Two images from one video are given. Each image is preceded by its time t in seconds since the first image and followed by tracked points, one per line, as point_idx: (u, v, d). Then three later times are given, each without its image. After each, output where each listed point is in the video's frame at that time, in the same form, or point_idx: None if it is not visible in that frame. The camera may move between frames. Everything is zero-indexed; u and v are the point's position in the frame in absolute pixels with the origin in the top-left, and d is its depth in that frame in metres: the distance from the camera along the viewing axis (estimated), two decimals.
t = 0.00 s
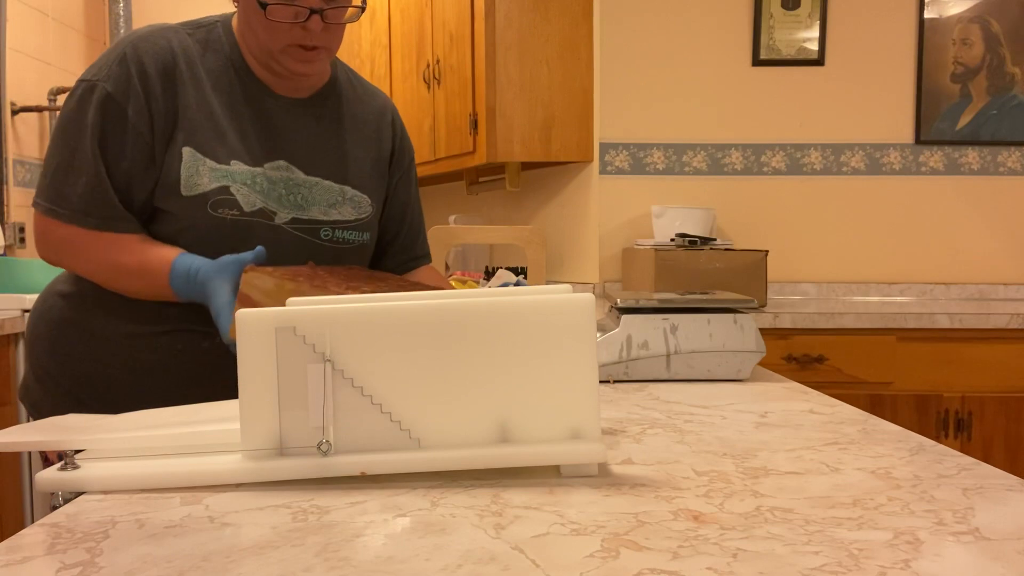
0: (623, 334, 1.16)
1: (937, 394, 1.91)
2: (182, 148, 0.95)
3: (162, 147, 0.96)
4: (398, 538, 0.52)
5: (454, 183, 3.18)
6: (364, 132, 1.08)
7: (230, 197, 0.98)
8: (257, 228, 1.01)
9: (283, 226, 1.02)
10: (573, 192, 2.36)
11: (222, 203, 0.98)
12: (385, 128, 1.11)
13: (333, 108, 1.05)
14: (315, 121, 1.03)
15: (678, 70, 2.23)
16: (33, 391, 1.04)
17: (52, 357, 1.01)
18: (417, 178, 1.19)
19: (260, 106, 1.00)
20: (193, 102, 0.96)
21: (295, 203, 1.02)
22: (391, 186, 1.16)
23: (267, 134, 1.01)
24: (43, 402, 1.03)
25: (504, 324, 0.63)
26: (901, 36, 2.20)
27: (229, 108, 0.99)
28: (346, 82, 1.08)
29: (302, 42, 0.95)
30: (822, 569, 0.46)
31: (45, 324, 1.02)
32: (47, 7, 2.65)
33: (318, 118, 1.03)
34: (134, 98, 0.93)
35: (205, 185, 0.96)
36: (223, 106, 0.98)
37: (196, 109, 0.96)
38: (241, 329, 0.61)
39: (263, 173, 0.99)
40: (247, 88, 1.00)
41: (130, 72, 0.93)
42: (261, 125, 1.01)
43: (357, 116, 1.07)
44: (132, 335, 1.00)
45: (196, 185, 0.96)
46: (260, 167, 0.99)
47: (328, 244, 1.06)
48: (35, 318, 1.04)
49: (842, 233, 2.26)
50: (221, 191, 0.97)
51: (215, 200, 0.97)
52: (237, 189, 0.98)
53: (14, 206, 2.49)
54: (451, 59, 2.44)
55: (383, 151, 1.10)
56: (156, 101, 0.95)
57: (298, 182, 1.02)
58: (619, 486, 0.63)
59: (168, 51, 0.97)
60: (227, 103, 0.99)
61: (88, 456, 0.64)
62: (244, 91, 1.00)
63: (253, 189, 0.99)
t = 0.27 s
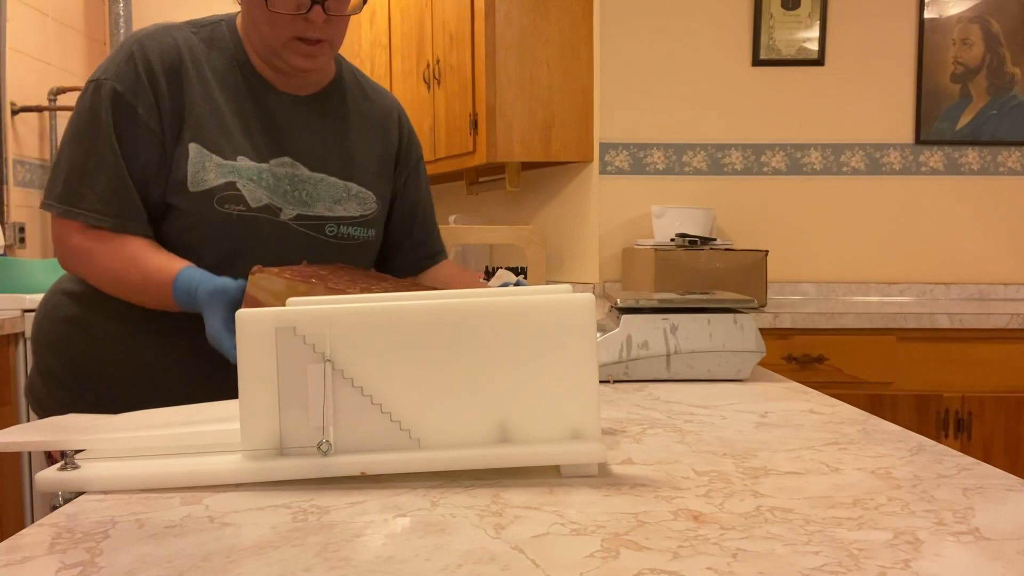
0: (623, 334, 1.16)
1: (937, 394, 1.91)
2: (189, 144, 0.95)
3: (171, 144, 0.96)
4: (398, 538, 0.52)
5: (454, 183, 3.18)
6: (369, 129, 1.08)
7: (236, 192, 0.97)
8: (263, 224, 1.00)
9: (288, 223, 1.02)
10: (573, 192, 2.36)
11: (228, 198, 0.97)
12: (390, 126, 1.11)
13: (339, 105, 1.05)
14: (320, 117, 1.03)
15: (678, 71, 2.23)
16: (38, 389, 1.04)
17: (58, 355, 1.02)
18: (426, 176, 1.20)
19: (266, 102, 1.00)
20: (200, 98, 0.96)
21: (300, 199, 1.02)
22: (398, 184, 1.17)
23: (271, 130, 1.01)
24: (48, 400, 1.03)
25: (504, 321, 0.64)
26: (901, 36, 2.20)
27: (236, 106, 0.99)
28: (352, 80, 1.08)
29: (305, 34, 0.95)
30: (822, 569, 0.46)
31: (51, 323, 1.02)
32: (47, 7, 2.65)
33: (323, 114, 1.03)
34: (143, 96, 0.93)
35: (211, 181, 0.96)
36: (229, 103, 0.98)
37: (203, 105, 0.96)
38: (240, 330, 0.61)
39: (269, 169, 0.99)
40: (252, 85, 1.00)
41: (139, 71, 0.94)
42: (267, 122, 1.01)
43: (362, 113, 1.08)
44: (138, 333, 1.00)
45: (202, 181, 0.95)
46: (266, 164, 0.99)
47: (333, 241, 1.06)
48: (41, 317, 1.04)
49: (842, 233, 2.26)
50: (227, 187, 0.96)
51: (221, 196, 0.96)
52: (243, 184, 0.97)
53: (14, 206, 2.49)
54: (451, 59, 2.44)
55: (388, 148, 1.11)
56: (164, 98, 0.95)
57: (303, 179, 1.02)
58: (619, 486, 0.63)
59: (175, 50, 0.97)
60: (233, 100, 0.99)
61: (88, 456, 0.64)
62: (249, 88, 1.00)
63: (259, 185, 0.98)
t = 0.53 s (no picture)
0: (623, 334, 1.16)
1: (937, 394, 1.91)
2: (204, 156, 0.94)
3: (187, 155, 0.96)
4: (399, 538, 0.52)
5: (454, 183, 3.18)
6: (385, 135, 1.05)
7: (251, 205, 0.96)
8: (277, 234, 0.99)
9: (302, 233, 1.01)
10: (573, 192, 2.36)
11: (242, 211, 0.96)
12: (407, 131, 1.08)
13: (355, 112, 1.03)
14: (336, 126, 1.01)
15: (678, 71, 2.23)
16: (48, 381, 1.05)
17: (68, 349, 1.02)
18: (448, 176, 1.16)
19: (282, 112, 0.99)
20: (215, 108, 0.95)
21: (314, 208, 1.00)
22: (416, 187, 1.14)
23: (288, 139, 0.99)
24: (57, 394, 1.03)
25: (508, 325, 0.64)
26: (902, 36, 2.20)
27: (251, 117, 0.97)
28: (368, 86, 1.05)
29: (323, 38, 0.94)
30: (823, 569, 0.46)
31: (62, 316, 1.02)
32: (48, 7, 2.65)
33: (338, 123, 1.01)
34: (159, 107, 0.93)
35: (226, 194, 0.95)
36: (245, 113, 0.97)
37: (217, 116, 0.95)
38: (240, 330, 0.61)
39: (284, 179, 0.98)
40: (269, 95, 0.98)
41: (155, 82, 0.93)
42: (282, 131, 0.99)
43: (378, 119, 1.05)
44: (144, 333, 0.99)
45: (218, 194, 0.95)
46: (281, 174, 0.98)
47: (346, 250, 1.05)
48: (52, 310, 1.04)
49: (842, 233, 2.26)
50: (243, 199, 0.96)
51: (236, 208, 0.96)
52: (259, 196, 0.96)
53: (14, 206, 2.49)
54: (451, 59, 2.44)
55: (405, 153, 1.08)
56: (179, 110, 0.95)
57: (317, 188, 1.00)
58: (619, 486, 0.63)
59: (190, 60, 0.96)
60: (248, 110, 0.97)
61: (88, 456, 0.64)
62: (265, 96, 0.98)
63: (274, 197, 0.97)
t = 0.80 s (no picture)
0: (623, 334, 1.16)
1: (937, 394, 1.91)
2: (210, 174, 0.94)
3: (195, 170, 0.96)
4: (399, 538, 0.52)
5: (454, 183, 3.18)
6: (395, 148, 1.04)
7: (256, 222, 0.96)
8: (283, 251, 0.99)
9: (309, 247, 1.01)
10: (573, 192, 2.36)
11: (248, 228, 0.96)
12: (419, 142, 1.07)
13: (364, 125, 1.01)
14: (344, 140, 1.00)
15: (678, 71, 2.23)
16: (54, 378, 1.05)
17: (73, 345, 1.02)
18: (463, 185, 1.14)
19: (290, 126, 0.98)
20: (222, 124, 0.95)
21: (320, 224, 0.99)
22: (431, 197, 1.12)
23: (295, 153, 0.98)
24: (62, 392, 1.04)
25: (509, 326, 0.64)
26: (901, 36, 2.20)
27: (257, 131, 0.96)
28: (379, 97, 1.04)
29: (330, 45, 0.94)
30: (822, 569, 0.46)
31: (67, 312, 1.02)
32: (47, 7, 2.65)
33: (346, 136, 1.00)
34: (166, 124, 0.93)
35: (231, 212, 0.95)
36: (251, 128, 0.96)
37: (224, 132, 0.95)
38: (240, 330, 0.61)
39: (291, 195, 0.97)
40: (275, 109, 0.97)
41: (161, 99, 0.93)
42: (289, 145, 0.98)
43: (387, 131, 1.03)
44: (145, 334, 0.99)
45: (223, 212, 0.95)
46: (287, 190, 0.97)
47: (353, 263, 1.05)
48: (57, 307, 1.04)
49: (842, 233, 2.26)
50: (248, 216, 0.95)
51: (241, 225, 0.96)
52: (263, 214, 0.96)
53: (14, 206, 2.49)
54: (451, 59, 2.44)
55: (416, 164, 1.07)
56: (186, 126, 0.94)
57: (324, 204, 0.99)
58: (619, 486, 0.63)
59: (197, 76, 0.96)
60: (255, 124, 0.96)
61: (88, 456, 0.64)
62: (272, 110, 0.97)
63: (279, 214, 0.97)
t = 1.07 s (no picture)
0: (623, 334, 1.16)
1: (937, 394, 1.92)
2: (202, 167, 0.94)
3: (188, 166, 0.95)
4: (399, 538, 0.52)
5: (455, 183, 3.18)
6: (390, 146, 1.05)
7: (248, 217, 0.95)
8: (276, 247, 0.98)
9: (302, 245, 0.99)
10: (573, 192, 2.36)
11: (239, 223, 0.96)
12: (416, 141, 1.08)
13: (360, 122, 1.02)
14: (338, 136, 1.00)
15: (679, 71, 2.23)
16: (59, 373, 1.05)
17: (77, 343, 1.01)
18: (457, 188, 1.16)
19: (285, 122, 0.98)
20: (216, 120, 0.95)
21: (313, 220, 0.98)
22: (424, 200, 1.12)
23: (287, 146, 0.99)
24: (67, 392, 1.04)
25: (509, 326, 0.64)
26: (901, 36, 2.20)
27: (251, 126, 0.97)
28: (375, 95, 1.05)
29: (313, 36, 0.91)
30: (822, 569, 0.46)
31: (71, 311, 1.02)
32: (48, 7, 2.65)
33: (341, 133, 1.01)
34: (159, 118, 0.93)
35: (223, 205, 0.94)
36: (245, 124, 0.96)
37: (218, 127, 0.94)
38: (240, 330, 0.61)
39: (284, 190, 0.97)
40: (269, 104, 0.98)
41: (154, 93, 0.93)
42: (284, 141, 0.98)
43: (382, 129, 1.05)
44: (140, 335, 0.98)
45: (214, 205, 0.94)
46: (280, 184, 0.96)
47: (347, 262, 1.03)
48: (62, 307, 1.05)
49: (842, 233, 2.26)
50: (240, 210, 0.95)
51: (232, 219, 0.95)
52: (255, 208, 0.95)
53: (14, 206, 2.49)
54: (451, 59, 2.44)
55: (411, 163, 1.08)
56: (179, 121, 0.94)
57: (318, 198, 0.98)
58: (619, 486, 0.63)
59: (188, 72, 0.96)
60: (249, 121, 0.97)
61: (88, 456, 0.64)
62: (266, 108, 0.98)
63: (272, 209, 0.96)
